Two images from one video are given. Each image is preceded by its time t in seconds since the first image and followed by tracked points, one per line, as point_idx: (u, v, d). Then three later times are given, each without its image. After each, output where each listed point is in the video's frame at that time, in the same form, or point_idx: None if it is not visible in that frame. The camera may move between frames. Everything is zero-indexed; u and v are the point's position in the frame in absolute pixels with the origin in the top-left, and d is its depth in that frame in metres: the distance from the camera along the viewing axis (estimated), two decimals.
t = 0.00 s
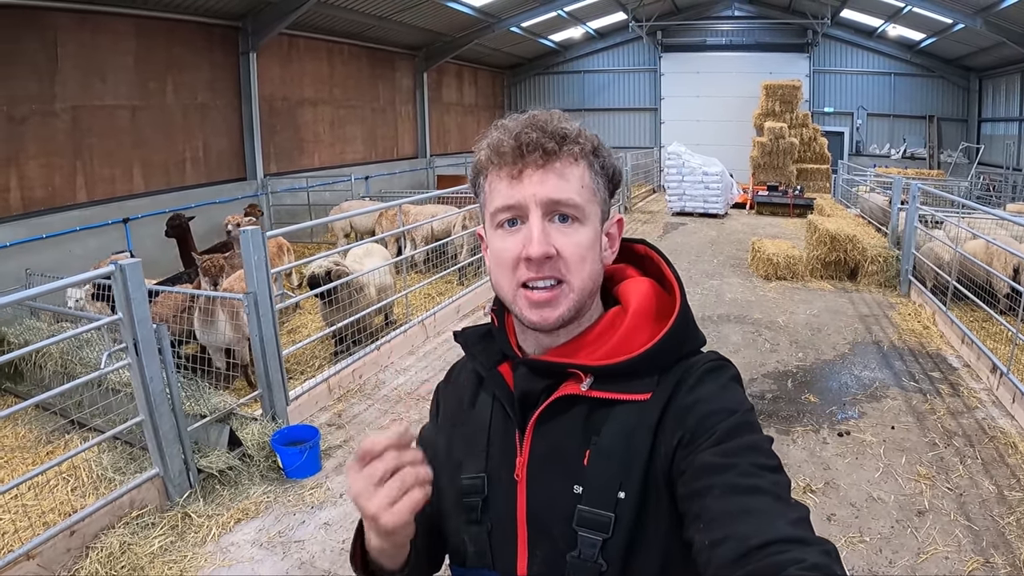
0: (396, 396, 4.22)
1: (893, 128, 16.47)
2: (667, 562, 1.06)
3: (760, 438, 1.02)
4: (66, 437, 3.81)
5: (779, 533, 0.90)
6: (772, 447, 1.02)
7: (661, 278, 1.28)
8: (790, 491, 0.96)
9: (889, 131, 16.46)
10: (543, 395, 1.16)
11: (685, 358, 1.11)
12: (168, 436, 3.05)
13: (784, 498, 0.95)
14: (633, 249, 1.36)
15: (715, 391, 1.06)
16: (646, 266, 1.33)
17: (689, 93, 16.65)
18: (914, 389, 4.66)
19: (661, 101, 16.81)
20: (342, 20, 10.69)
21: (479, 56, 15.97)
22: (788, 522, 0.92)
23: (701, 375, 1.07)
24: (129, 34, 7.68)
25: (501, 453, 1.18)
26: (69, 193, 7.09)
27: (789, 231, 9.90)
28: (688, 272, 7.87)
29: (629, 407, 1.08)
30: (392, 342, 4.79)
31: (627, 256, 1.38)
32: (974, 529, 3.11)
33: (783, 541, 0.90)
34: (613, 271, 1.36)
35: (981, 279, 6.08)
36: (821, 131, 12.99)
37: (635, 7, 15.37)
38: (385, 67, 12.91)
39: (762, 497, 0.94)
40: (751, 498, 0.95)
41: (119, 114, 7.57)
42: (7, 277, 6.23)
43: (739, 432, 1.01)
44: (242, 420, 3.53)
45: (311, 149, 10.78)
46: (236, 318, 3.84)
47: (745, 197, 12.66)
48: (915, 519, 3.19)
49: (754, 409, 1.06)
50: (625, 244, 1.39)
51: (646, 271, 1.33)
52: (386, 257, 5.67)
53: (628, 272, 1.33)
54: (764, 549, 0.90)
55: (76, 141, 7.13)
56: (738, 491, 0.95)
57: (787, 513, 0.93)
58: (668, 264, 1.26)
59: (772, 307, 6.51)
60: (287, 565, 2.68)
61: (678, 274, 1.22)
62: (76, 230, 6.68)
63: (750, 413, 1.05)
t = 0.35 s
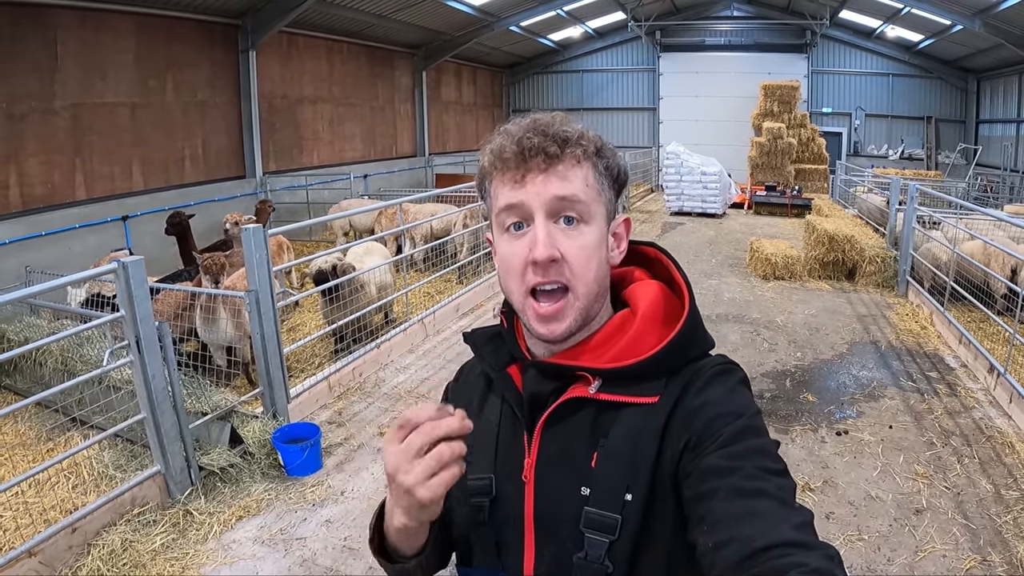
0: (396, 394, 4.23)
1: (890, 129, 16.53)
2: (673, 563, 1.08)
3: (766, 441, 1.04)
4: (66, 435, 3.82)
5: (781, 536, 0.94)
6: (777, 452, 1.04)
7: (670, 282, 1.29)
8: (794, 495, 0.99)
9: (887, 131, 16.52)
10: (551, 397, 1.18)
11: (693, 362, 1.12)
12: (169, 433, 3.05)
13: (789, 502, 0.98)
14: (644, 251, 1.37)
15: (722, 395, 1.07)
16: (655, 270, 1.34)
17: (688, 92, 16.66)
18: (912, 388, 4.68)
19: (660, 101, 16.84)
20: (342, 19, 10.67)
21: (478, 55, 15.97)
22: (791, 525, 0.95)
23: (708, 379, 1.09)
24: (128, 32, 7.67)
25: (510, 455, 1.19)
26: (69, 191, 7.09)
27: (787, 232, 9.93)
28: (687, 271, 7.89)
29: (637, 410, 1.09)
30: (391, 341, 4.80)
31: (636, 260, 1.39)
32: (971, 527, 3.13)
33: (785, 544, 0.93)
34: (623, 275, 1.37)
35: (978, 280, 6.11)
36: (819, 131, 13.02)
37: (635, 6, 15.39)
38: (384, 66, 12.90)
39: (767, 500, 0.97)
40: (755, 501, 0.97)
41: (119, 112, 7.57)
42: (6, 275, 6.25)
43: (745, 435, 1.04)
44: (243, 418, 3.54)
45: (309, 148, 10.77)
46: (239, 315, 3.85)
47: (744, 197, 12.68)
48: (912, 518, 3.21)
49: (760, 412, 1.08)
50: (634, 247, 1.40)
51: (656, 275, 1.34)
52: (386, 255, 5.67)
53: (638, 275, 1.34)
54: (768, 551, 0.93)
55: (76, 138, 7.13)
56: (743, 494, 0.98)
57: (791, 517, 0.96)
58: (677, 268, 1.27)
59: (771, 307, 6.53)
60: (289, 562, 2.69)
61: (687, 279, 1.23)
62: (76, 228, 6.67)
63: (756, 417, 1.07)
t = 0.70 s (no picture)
0: (392, 397, 4.22)
1: (885, 135, 16.63)
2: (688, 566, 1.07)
3: (785, 445, 1.02)
4: (60, 436, 3.79)
5: (803, 542, 0.90)
6: (796, 456, 1.02)
7: (687, 282, 1.28)
8: (813, 500, 0.96)
9: (881, 137, 16.61)
10: (568, 397, 1.17)
11: (711, 363, 1.11)
12: (165, 435, 3.03)
13: (809, 507, 0.95)
14: (661, 251, 1.36)
15: (741, 396, 1.06)
16: (673, 269, 1.33)
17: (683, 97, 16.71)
18: (907, 394, 4.69)
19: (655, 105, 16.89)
20: (338, 20, 10.66)
21: (474, 57, 15.97)
22: (812, 531, 0.91)
23: (726, 381, 1.07)
24: (124, 30, 7.63)
25: (524, 454, 1.19)
26: (64, 190, 7.05)
27: (782, 236, 9.96)
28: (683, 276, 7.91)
29: (655, 411, 1.09)
30: (388, 343, 4.79)
31: (652, 258, 1.39)
32: (968, 532, 3.14)
33: (807, 551, 0.89)
34: (639, 273, 1.37)
35: (973, 285, 6.13)
36: (814, 137, 13.07)
37: (631, 10, 15.43)
38: (381, 68, 12.89)
39: (785, 505, 0.94)
40: (775, 507, 0.94)
41: (115, 111, 7.54)
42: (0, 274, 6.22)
43: (764, 439, 1.01)
44: (239, 420, 3.52)
45: (305, 149, 10.75)
46: (234, 317, 3.82)
47: (739, 202, 12.72)
48: (910, 522, 3.22)
49: (780, 416, 1.06)
50: (650, 246, 1.39)
51: (673, 274, 1.33)
52: (382, 258, 5.66)
53: (655, 274, 1.34)
54: (788, 559, 0.90)
55: (71, 137, 7.09)
56: (761, 499, 0.95)
57: (812, 523, 0.93)
58: (695, 267, 1.26)
59: (767, 312, 6.54)
60: (285, 566, 2.67)
61: (706, 280, 1.22)
62: (70, 227, 6.64)
63: (776, 420, 1.05)
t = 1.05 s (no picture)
0: (391, 398, 4.19)
1: (883, 141, 16.69)
2: (702, 555, 1.05)
3: (801, 433, 0.99)
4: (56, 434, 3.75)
5: (823, 530, 0.89)
6: (813, 444, 0.99)
7: (703, 270, 1.24)
8: (830, 488, 0.94)
9: (880, 143, 16.65)
10: (581, 385, 1.15)
11: (724, 352, 1.08)
12: (162, 433, 3.01)
13: (826, 494, 0.94)
14: (677, 239, 1.32)
15: (755, 384, 1.03)
16: (688, 257, 1.30)
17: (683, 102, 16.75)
18: (908, 398, 4.68)
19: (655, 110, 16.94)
20: (339, 21, 10.66)
21: (474, 60, 15.99)
22: (831, 520, 0.90)
23: (740, 369, 1.05)
24: (125, 29, 7.62)
25: (538, 443, 1.18)
26: (62, 188, 7.04)
27: (782, 242, 9.96)
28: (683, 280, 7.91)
29: (668, 399, 1.06)
30: (387, 345, 4.77)
31: (669, 246, 1.35)
32: (969, 536, 3.12)
33: (825, 539, 0.88)
34: (654, 261, 1.33)
35: (973, 290, 6.13)
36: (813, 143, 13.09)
37: (631, 15, 15.47)
38: (381, 70, 12.89)
39: (803, 493, 0.93)
40: (791, 495, 0.93)
41: (115, 111, 7.52)
42: None
43: (779, 427, 0.99)
44: (236, 419, 3.50)
45: (305, 150, 10.73)
46: (234, 316, 3.84)
47: (739, 207, 12.75)
48: (911, 526, 3.20)
49: (795, 405, 1.03)
50: (667, 234, 1.36)
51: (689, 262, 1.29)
52: (382, 259, 5.66)
53: (668, 262, 1.30)
54: (805, 548, 0.89)
55: (71, 136, 7.07)
56: (777, 488, 0.94)
57: (829, 511, 0.91)
58: (711, 255, 1.22)
59: (767, 316, 6.53)
60: (282, 566, 2.64)
61: (722, 266, 1.18)
62: (67, 226, 6.62)
63: (791, 409, 1.02)
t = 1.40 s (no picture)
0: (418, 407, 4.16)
1: (902, 154, 16.64)
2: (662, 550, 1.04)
3: (758, 427, 1.00)
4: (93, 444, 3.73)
5: (775, 520, 0.89)
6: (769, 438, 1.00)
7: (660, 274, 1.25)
8: (785, 480, 0.95)
9: (899, 156, 16.63)
10: (542, 383, 1.13)
11: (682, 351, 1.08)
12: (206, 443, 3.00)
13: (781, 486, 0.94)
14: (633, 242, 1.32)
15: (713, 380, 1.04)
16: (645, 261, 1.30)
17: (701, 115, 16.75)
18: (939, 409, 4.62)
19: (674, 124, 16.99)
20: (364, 34, 10.77)
21: (494, 74, 16.08)
22: (783, 509, 0.91)
23: (699, 366, 1.05)
24: (152, 40, 7.71)
25: (497, 444, 1.14)
26: (89, 198, 7.10)
27: (804, 255, 9.91)
28: (708, 292, 7.86)
29: (629, 398, 1.05)
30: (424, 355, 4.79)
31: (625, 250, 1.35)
32: (1009, 543, 3.07)
33: (779, 528, 0.89)
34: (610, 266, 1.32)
35: (1000, 301, 6.07)
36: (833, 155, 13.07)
37: (652, 28, 15.56)
38: (402, 83, 12.97)
39: (760, 484, 0.93)
40: (748, 485, 0.93)
41: (142, 121, 7.60)
42: (25, 279, 6.25)
43: (737, 422, 0.99)
44: (278, 430, 3.48)
45: (328, 163, 10.79)
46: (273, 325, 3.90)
47: (758, 220, 12.72)
48: (952, 533, 3.14)
49: (751, 401, 1.04)
50: (622, 237, 1.36)
51: (645, 266, 1.30)
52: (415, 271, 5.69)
53: (624, 266, 1.30)
54: (761, 536, 0.89)
55: (98, 145, 7.14)
56: (735, 479, 0.94)
57: (783, 501, 0.92)
58: (668, 258, 1.23)
59: (794, 328, 6.48)
60: None
61: (680, 270, 1.19)
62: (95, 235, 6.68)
63: (748, 405, 1.03)
